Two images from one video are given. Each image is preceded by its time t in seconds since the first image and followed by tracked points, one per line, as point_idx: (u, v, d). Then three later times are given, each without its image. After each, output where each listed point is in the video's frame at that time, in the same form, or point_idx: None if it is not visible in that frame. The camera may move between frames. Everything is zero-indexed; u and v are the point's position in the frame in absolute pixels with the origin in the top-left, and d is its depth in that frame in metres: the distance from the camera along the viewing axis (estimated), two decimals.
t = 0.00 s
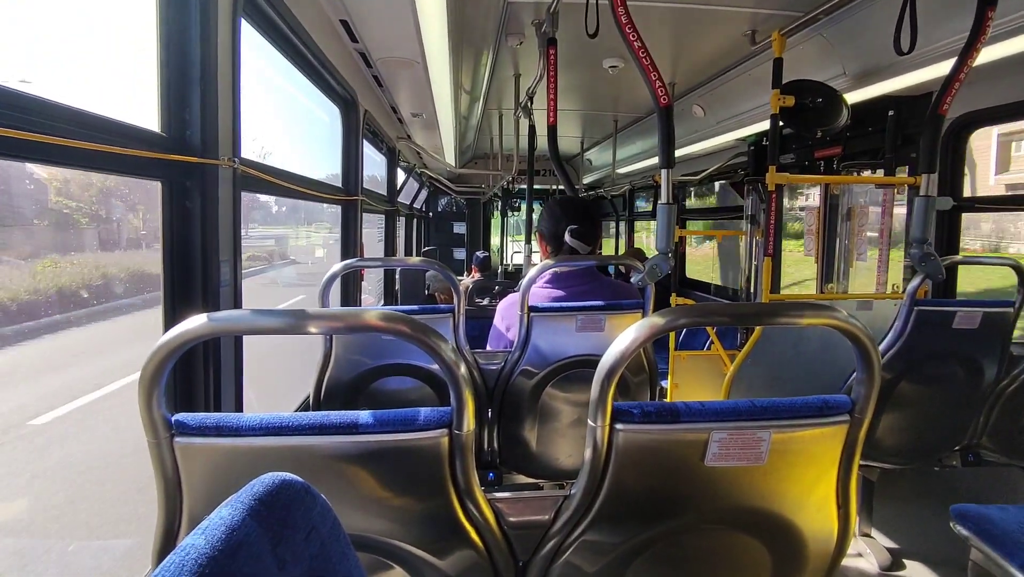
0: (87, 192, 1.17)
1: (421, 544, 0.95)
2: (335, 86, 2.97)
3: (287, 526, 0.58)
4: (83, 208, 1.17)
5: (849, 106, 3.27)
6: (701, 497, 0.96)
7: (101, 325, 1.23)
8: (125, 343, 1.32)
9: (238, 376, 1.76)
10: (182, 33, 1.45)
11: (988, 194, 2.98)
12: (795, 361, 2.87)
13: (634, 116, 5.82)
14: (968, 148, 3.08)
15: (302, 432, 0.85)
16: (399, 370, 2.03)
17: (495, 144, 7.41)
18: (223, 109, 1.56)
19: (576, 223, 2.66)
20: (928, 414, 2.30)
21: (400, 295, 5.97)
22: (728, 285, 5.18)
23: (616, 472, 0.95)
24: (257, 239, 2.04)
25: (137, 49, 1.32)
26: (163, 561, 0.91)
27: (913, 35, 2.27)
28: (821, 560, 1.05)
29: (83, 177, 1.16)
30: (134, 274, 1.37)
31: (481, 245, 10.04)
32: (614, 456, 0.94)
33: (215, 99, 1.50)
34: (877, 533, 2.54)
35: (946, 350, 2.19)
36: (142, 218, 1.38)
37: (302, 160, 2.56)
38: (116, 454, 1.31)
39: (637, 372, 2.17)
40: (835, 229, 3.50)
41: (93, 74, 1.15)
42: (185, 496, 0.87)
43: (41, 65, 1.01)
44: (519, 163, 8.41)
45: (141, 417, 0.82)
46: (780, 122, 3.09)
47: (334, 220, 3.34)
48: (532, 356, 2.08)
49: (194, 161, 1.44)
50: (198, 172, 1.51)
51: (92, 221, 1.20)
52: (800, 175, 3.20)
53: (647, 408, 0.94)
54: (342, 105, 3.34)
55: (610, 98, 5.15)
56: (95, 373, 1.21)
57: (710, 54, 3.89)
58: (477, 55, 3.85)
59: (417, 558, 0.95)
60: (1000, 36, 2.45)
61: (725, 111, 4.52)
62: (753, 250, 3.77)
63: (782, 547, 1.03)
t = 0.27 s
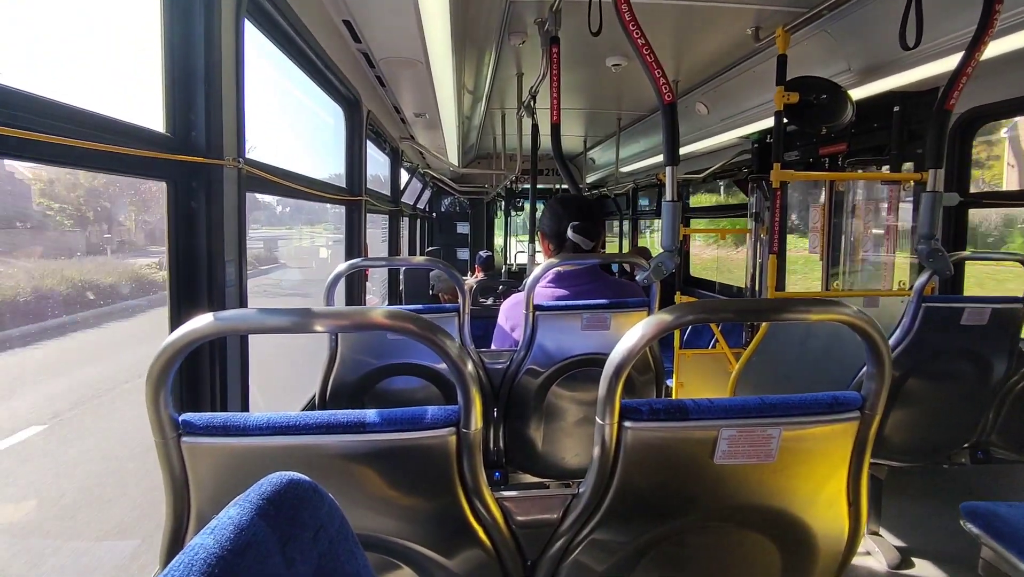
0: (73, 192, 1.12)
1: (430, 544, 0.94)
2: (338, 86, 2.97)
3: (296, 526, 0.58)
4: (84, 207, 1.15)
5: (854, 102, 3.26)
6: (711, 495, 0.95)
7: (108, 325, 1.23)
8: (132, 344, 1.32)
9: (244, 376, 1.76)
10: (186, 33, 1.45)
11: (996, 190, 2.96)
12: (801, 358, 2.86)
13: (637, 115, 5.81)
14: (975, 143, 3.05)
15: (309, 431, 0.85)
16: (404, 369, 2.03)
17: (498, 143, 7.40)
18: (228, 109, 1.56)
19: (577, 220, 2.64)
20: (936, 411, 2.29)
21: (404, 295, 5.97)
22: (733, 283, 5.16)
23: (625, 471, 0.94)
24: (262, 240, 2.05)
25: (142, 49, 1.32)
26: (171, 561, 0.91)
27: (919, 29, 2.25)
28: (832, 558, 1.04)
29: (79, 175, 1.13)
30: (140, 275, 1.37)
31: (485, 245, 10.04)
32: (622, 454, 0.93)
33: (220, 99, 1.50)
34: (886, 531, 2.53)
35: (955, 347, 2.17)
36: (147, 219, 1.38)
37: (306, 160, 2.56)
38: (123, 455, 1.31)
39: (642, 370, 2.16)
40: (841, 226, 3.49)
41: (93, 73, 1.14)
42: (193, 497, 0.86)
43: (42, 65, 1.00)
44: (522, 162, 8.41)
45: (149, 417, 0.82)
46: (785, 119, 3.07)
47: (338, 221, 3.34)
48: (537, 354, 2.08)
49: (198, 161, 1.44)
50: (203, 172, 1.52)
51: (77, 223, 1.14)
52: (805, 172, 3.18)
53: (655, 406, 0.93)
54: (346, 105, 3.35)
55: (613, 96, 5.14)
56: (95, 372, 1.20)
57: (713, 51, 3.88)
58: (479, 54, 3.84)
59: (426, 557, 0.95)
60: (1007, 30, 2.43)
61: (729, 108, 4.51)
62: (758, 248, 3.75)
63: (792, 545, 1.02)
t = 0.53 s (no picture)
0: (57, 193, 1.10)
1: (418, 554, 0.91)
2: (336, 85, 2.94)
3: (268, 540, 0.55)
4: (69, 207, 1.13)
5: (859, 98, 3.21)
6: (712, 502, 0.91)
7: (94, 331, 1.20)
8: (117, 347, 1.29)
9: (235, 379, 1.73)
10: (172, 29, 1.42)
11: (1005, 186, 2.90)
12: (806, 359, 2.81)
13: (640, 114, 5.76)
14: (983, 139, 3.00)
15: (290, 438, 0.82)
16: (400, 371, 1.99)
17: (500, 143, 7.37)
18: (216, 107, 1.53)
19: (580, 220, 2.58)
20: (946, 412, 2.24)
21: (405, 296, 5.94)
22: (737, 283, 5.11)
23: (622, 477, 0.90)
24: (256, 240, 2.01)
25: (127, 44, 1.29)
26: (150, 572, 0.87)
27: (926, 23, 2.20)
28: (839, 568, 1.00)
29: (65, 174, 1.11)
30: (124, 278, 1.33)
31: (487, 246, 10.00)
32: (619, 460, 0.89)
33: (207, 95, 1.47)
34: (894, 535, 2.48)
35: (964, 347, 2.12)
36: (132, 219, 1.35)
37: (303, 160, 2.53)
38: (108, 459, 1.27)
39: (644, 371, 2.12)
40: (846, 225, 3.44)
41: (94, 73, 1.16)
42: (170, 505, 0.83)
43: (42, 65, 1.01)
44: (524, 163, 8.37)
45: (123, 423, 0.79)
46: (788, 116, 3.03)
47: (337, 221, 3.31)
48: (537, 356, 2.04)
49: (184, 158, 1.41)
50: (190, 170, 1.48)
51: (60, 226, 1.12)
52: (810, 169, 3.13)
53: (654, 410, 0.89)
54: (344, 104, 3.32)
55: (615, 95, 5.10)
56: (82, 378, 1.18)
57: (715, 48, 3.84)
58: (479, 52, 3.81)
59: (415, 567, 0.91)
60: (1015, 24, 2.38)
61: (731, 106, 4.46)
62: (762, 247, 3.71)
63: (798, 554, 0.97)
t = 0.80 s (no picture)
0: (44, 200, 1.07)
1: None
2: (335, 88, 2.91)
3: None
4: (56, 218, 1.10)
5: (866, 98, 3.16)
6: (719, 523, 0.87)
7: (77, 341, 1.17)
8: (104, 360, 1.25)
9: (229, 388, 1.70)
10: (159, 31, 1.39)
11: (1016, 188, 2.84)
12: (813, 363, 2.76)
13: (643, 114, 5.72)
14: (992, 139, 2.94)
15: (276, 460, 0.78)
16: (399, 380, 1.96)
17: (502, 145, 7.34)
18: (205, 111, 1.49)
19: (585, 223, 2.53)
20: (957, 420, 2.19)
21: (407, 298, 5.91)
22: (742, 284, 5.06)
23: (626, 496, 0.86)
24: (253, 246, 1.98)
25: (114, 48, 1.26)
26: None
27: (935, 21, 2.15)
28: None
29: (52, 183, 1.08)
30: (109, 289, 1.29)
31: (490, 247, 9.97)
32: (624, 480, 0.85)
33: (196, 100, 1.43)
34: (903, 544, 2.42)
35: (976, 352, 2.07)
36: (118, 227, 1.31)
37: (303, 163, 2.50)
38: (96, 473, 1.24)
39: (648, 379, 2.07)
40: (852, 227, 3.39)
41: (93, 73, 1.18)
42: (153, 529, 0.79)
43: (42, 65, 1.02)
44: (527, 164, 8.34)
45: (102, 445, 0.75)
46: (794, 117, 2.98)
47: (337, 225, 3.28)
48: (538, 363, 2.00)
49: (172, 164, 1.37)
50: (179, 176, 1.45)
51: (43, 236, 1.08)
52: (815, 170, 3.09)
53: (660, 428, 0.85)
54: (344, 106, 3.29)
55: (617, 96, 5.06)
56: (70, 395, 1.15)
57: (719, 48, 3.79)
58: (481, 54, 3.78)
59: None
60: None
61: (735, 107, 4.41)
62: (766, 249, 3.67)
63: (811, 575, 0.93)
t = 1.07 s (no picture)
0: (25, 208, 1.04)
1: None
2: (330, 90, 2.88)
3: None
4: (41, 227, 1.08)
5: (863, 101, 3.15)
6: (725, 541, 0.85)
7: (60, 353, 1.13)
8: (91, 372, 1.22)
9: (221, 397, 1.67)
10: (150, 36, 1.36)
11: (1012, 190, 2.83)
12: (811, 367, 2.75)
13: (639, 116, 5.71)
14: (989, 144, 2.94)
15: (271, 480, 0.75)
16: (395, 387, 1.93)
17: (498, 146, 7.32)
18: (197, 117, 1.46)
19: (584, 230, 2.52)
20: (955, 426, 2.19)
21: (403, 301, 5.88)
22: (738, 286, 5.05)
23: (630, 514, 0.84)
24: (247, 252, 1.95)
25: (102, 54, 1.24)
26: None
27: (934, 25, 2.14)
28: None
29: (42, 194, 1.07)
30: (97, 298, 1.26)
31: (486, 249, 9.95)
32: (629, 498, 0.83)
33: (188, 106, 1.40)
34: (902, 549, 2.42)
35: (975, 358, 2.06)
36: (106, 236, 1.28)
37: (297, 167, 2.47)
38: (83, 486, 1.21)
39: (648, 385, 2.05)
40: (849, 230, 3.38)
41: (90, 75, 1.19)
42: (142, 553, 0.77)
43: (41, 64, 1.04)
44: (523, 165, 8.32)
45: (88, 467, 0.73)
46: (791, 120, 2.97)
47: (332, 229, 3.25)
48: (537, 370, 1.98)
49: (162, 173, 1.34)
50: (171, 184, 1.42)
51: (25, 247, 1.05)
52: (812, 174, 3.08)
53: (665, 445, 0.83)
54: (339, 109, 3.26)
55: (614, 98, 5.05)
56: (41, 404, 1.11)
57: (716, 50, 3.78)
58: (477, 56, 3.76)
59: None
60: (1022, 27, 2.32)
61: (732, 109, 4.40)
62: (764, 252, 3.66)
63: None
